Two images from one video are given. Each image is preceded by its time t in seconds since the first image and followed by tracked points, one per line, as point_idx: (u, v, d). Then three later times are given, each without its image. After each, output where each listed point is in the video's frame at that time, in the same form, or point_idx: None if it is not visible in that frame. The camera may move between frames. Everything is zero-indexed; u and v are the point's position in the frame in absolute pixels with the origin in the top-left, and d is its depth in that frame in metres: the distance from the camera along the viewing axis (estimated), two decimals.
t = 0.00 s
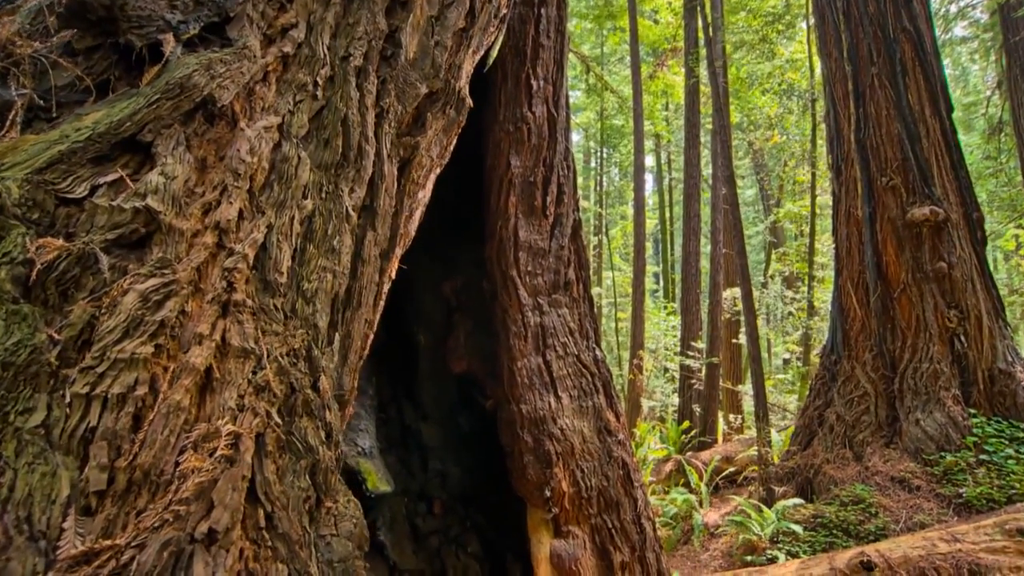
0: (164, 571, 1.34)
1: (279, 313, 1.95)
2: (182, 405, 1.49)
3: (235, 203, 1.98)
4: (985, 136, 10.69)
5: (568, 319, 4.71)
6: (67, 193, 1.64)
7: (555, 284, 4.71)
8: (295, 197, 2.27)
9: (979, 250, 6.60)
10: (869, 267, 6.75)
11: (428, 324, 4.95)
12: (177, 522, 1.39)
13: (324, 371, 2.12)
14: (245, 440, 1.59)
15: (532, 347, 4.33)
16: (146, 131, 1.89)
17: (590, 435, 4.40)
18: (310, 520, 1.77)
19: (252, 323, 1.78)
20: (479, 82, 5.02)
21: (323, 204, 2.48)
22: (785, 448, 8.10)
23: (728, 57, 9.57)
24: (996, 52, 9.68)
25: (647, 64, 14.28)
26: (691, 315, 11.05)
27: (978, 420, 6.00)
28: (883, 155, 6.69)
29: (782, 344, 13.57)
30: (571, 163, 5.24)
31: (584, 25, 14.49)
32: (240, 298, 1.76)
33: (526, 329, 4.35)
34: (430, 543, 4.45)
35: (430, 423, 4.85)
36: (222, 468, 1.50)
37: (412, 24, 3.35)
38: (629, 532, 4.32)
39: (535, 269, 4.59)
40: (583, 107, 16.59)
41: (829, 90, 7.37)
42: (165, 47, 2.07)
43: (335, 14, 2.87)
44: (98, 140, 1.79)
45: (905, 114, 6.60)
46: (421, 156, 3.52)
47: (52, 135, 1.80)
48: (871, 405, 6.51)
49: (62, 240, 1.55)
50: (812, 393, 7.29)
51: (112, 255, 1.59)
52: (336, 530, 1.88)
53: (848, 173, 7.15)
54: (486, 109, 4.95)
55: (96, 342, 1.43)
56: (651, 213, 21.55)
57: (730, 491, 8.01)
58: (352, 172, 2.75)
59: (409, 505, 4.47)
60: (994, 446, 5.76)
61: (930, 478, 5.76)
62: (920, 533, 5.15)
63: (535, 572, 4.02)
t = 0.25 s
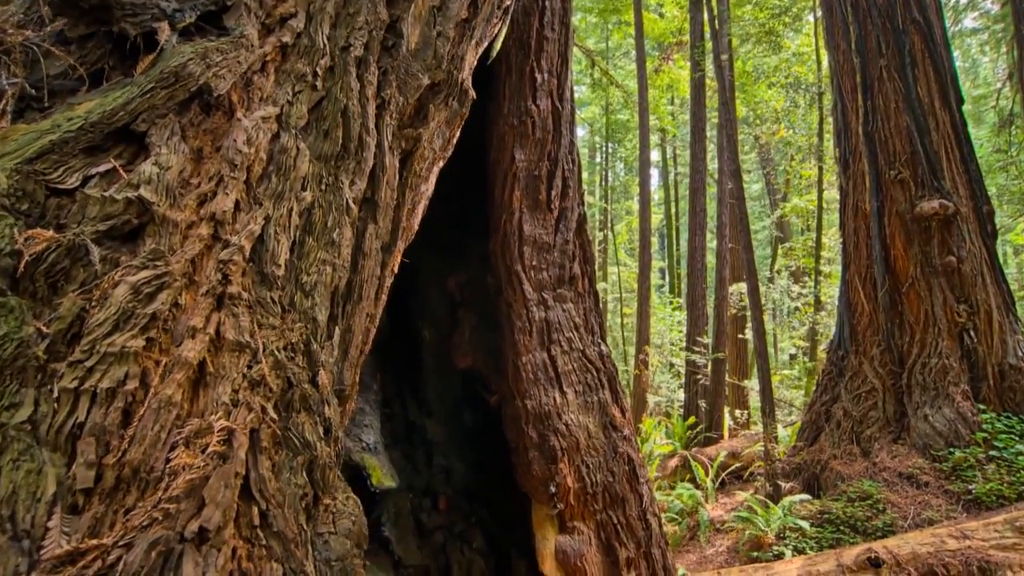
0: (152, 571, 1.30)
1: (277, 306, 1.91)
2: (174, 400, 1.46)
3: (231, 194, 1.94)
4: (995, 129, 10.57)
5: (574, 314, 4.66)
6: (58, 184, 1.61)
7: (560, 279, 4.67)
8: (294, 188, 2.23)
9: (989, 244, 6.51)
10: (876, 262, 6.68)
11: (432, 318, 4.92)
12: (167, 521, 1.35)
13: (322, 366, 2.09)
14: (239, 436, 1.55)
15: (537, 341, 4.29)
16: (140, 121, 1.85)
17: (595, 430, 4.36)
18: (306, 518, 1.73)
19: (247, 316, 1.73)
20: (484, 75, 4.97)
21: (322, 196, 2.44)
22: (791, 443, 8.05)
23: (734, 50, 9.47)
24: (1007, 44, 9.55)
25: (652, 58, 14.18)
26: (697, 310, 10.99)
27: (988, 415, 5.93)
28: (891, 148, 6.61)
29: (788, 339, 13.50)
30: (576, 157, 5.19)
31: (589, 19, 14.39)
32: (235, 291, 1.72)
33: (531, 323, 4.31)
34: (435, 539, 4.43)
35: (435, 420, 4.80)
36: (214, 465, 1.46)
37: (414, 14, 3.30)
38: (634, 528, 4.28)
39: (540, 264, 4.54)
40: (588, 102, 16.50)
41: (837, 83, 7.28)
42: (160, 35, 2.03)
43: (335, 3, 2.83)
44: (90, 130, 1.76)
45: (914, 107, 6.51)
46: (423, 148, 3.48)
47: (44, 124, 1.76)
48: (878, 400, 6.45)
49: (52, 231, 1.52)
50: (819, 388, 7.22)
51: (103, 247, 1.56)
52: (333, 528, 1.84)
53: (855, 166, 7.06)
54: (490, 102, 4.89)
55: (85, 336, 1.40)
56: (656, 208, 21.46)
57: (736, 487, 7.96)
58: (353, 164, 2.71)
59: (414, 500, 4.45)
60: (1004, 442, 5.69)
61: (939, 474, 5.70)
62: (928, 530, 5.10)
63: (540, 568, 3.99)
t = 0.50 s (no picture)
0: (139, 572, 1.27)
1: (274, 299, 1.87)
2: (165, 395, 1.42)
3: (228, 185, 1.90)
4: (1006, 122, 10.44)
5: (579, 309, 4.61)
6: (49, 174, 1.58)
7: (565, 274, 4.62)
8: (292, 179, 2.19)
9: (999, 237, 6.42)
10: (884, 257, 6.60)
11: (436, 314, 4.89)
12: (156, 520, 1.32)
13: (321, 360, 2.05)
14: (233, 433, 1.52)
15: (541, 337, 4.25)
16: (134, 111, 1.81)
17: (601, 426, 4.32)
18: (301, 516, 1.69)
19: (243, 309, 1.69)
20: (487, 67, 4.88)
21: (321, 187, 2.40)
22: (798, 438, 7.99)
23: (740, 42, 9.37)
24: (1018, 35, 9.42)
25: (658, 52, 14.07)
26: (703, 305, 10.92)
27: (998, 411, 5.86)
28: (899, 140, 6.53)
29: (795, 334, 13.41)
30: (581, 151, 5.13)
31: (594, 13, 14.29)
32: (230, 283, 1.68)
33: (535, 318, 4.27)
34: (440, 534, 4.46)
35: (439, 413, 4.83)
36: (206, 462, 1.43)
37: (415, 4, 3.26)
38: (640, 525, 4.23)
39: (545, 258, 4.49)
40: (594, 97, 16.41)
41: (845, 75, 7.19)
42: (155, 23, 1.98)
43: None
44: (83, 120, 1.73)
45: (923, 99, 6.40)
46: (426, 140, 3.43)
47: (36, 114, 1.73)
48: (886, 395, 6.38)
49: (42, 224, 1.50)
50: (826, 383, 7.16)
51: (94, 239, 1.53)
52: (330, 526, 1.80)
53: (864, 160, 6.98)
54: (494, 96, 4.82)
55: (74, 329, 1.38)
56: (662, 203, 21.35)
57: (743, 483, 7.92)
58: (353, 156, 2.67)
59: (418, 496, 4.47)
60: (1015, 438, 5.62)
61: (948, 470, 5.64)
62: (937, 526, 5.05)
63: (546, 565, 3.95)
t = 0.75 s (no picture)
0: (125, 572, 1.23)
1: (270, 292, 1.83)
2: (155, 391, 1.39)
3: (224, 176, 1.86)
4: (1016, 115, 10.32)
5: (585, 304, 4.56)
6: (39, 164, 1.55)
7: (570, 269, 4.56)
8: (290, 171, 2.15)
9: (1011, 231, 6.33)
10: (893, 251, 6.52)
11: (441, 309, 4.84)
12: (143, 519, 1.28)
13: (320, 355, 2.01)
14: (227, 429, 1.48)
15: (547, 332, 4.20)
16: (128, 100, 1.77)
17: (607, 422, 4.27)
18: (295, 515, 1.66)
19: (238, 303, 1.66)
20: (492, 58, 4.80)
21: (321, 180, 2.36)
22: (805, 434, 7.92)
23: (747, 35, 9.27)
24: None
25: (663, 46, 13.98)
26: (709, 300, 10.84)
27: (1009, 407, 5.76)
28: (909, 133, 6.43)
29: (802, 330, 13.32)
30: (586, 144, 5.06)
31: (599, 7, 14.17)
32: (225, 276, 1.65)
33: (541, 314, 4.21)
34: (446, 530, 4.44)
35: (445, 408, 4.80)
36: (197, 459, 1.39)
37: None
38: (647, 521, 4.19)
39: (550, 253, 4.44)
40: (599, 92, 16.31)
41: (854, 67, 7.09)
42: (149, 12, 1.95)
43: None
44: (75, 109, 1.69)
45: (933, 92, 6.30)
46: (428, 133, 3.39)
47: (27, 102, 1.69)
48: (895, 391, 6.31)
49: (31, 214, 1.46)
50: (834, 378, 7.09)
51: (84, 230, 1.50)
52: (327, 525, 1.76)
53: (872, 153, 6.89)
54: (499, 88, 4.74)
55: (62, 322, 1.34)
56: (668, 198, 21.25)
57: (750, 479, 7.86)
58: (353, 148, 2.63)
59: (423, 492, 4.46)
60: None
61: (958, 467, 5.58)
62: (947, 524, 4.99)
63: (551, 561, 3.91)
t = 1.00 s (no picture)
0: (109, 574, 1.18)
1: (266, 286, 1.79)
2: (144, 386, 1.36)
3: (220, 167, 1.82)
4: None
5: (591, 299, 4.50)
6: (28, 155, 1.51)
7: (576, 264, 4.50)
8: (289, 163, 2.11)
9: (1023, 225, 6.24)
10: (902, 246, 6.43)
11: (446, 304, 4.79)
12: (129, 519, 1.24)
13: (319, 350, 1.97)
14: (219, 426, 1.45)
15: (552, 328, 4.15)
16: (121, 89, 1.74)
17: (613, 418, 4.22)
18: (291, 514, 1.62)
19: (233, 297, 1.63)
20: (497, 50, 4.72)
21: (321, 172, 2.32)
22: (813, 430, 7.85)
23: (754, 28, 9.16)
24: None
25: (669, 41, 13.87)
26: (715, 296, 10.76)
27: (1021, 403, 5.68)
28: (918, 126, 6.34)
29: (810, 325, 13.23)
30: (591, 138, 4.99)
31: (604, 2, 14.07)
32: (219, 269, 1.62)
33: (546, 310, 4.16)
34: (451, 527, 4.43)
35: (449, 404, 4.76)
36: (187, 457, 1.35)
37: None
38: (653, 518, 4.14)
39: (555, 248, 4.37)
40: (605, 87, 16.20)
41: (862, 60, 7.00)
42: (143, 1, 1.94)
43: None
44: (67, 99, 1.65)
45: (944, 84, 6.20)
46: (430, 125, 3.34)
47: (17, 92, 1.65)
48: (904, 387, 6.24)
49: (19, 205, 1.43)
50: (842, 374, 7.02)
51: (74, 222, 1.46)
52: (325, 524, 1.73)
53: (881, 147, 6.80)
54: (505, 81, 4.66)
55: (48, 316, 1.30)
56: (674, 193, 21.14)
57: (756, 475, 7.80)
58: (353, 140, 2.59)
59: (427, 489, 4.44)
60: None
61: (968, 464, 5.51)
62: (957, 521, 4.92)
63: (557, 558, 3.86)
